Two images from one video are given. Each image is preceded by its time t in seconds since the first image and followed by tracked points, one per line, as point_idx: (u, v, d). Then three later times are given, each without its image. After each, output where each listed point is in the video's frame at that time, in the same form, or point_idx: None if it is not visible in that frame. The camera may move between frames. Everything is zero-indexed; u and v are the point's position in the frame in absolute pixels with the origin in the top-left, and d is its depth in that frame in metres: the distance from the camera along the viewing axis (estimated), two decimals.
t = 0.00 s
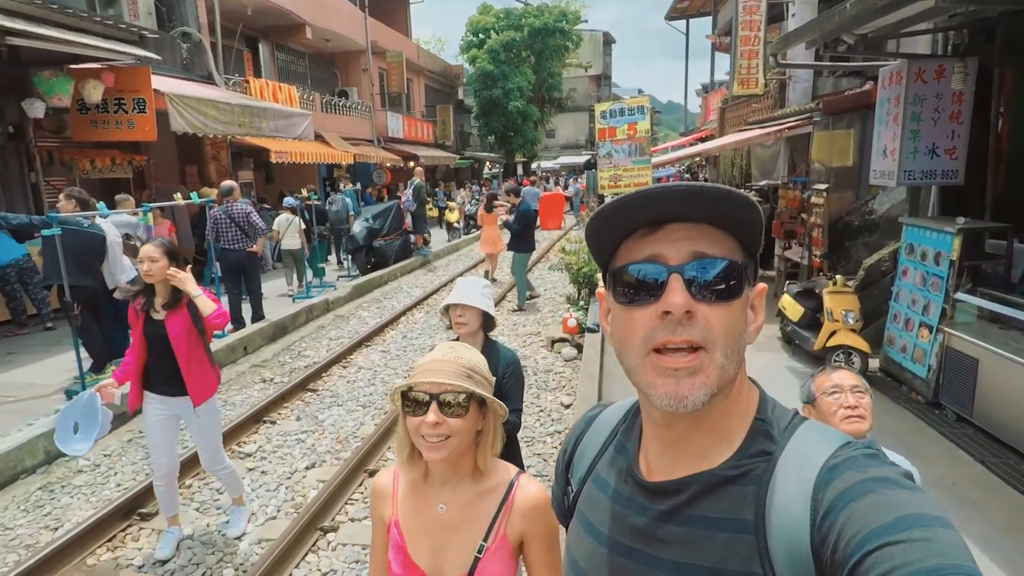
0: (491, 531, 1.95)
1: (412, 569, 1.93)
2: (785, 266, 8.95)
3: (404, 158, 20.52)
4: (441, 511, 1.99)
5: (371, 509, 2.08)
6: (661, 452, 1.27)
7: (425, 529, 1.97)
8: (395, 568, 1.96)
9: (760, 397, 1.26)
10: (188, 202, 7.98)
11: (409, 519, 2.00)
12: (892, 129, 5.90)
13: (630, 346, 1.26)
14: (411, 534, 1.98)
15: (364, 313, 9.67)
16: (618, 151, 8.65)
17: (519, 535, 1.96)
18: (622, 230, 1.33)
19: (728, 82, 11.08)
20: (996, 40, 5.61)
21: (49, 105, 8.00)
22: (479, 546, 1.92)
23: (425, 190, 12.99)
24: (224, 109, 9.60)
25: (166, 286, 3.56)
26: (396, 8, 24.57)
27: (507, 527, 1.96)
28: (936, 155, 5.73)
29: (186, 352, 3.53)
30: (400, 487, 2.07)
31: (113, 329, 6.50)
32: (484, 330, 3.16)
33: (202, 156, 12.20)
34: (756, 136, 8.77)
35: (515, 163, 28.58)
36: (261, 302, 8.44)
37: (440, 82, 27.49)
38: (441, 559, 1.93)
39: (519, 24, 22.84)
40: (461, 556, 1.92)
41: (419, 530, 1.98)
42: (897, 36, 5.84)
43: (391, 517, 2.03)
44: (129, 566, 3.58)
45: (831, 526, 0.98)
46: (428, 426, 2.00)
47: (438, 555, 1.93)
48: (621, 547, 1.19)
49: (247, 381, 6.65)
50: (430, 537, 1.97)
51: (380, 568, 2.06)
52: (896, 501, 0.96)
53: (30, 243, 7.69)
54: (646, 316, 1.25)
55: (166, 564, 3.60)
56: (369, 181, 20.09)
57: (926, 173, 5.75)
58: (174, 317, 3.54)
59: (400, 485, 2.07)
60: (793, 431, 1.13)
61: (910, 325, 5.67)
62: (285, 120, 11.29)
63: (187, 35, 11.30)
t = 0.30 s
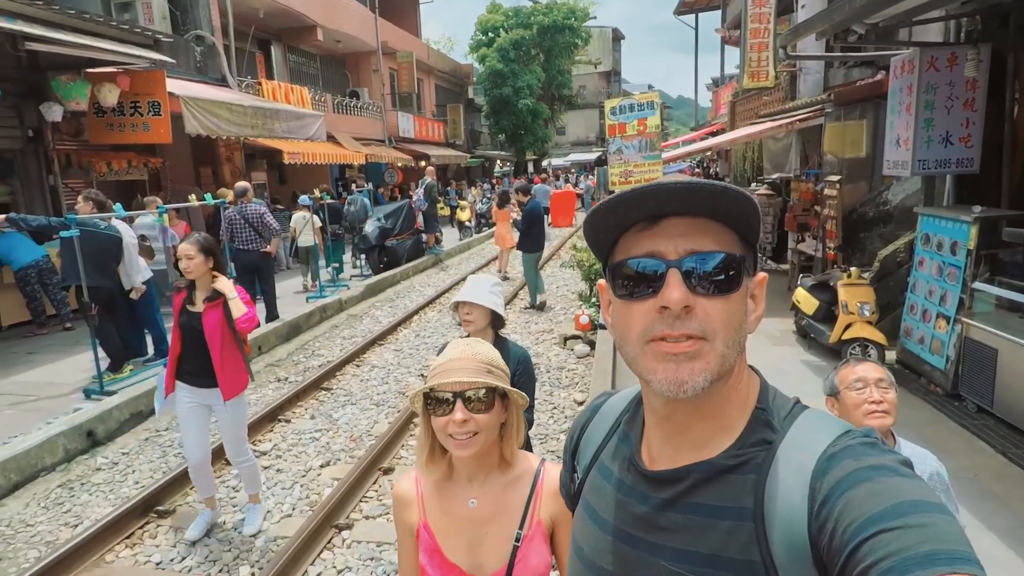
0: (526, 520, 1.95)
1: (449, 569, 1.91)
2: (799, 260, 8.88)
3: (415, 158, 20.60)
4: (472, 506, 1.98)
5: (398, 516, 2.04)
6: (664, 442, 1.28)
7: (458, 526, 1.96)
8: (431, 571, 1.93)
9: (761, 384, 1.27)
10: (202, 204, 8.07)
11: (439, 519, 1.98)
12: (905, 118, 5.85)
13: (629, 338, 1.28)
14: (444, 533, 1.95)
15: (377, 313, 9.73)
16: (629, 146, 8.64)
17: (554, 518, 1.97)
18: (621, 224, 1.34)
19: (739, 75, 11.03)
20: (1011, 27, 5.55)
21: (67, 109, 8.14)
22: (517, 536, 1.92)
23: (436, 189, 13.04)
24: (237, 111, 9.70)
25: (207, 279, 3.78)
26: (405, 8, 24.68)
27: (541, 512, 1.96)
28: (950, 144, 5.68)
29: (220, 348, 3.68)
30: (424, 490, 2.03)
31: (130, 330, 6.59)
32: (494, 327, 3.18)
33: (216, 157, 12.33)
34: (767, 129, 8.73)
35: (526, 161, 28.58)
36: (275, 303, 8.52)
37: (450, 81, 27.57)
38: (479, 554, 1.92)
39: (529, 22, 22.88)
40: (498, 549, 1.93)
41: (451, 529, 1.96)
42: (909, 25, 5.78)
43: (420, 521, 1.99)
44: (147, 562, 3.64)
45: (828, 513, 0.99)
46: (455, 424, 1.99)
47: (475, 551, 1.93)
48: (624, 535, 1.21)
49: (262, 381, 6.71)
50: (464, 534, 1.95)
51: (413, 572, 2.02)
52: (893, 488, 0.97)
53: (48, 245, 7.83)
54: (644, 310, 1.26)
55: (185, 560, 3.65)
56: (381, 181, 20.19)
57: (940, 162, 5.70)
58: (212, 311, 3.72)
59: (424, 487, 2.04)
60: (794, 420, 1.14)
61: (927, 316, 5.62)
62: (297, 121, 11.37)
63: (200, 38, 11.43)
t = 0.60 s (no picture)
0: (539, 519, 1.97)
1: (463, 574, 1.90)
2: (813, 265, 8.82)
3: (428, 164, 20.73)
4: (485, 509, 1.98)
5: (408, 524, 2.02)
6: (671, 439, 1.29)
7: (471, 530, 1.95)
8: None
9: (769, 383, 1.27)
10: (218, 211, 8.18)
11: (452, 524, 1.96)
12: (920, 121, 5.81)
13: (641, 343, 1.29)
14: (457, 537, 1.95)
15: (390, 318, 9.79)
16: (640, 151, 8.66)
17: (565, 518, 2.00)
18: (633, 228, 1.34)
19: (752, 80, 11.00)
20: None
21: (87, 118, 8.29)
22: (533, 535, 1.95)
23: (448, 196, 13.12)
24: (252, 120, 9.82)
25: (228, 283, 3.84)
26: (417, 17, 24.89)
27: (553, 512, 1.99)
28: (966, 147, 5.63)
29: (241, 347, 3.75)
30: (434, 496, 2.02)
31: (148, 335, 6.68)
32: (505, 332, 3.19)
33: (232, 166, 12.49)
34: (780, 133, 8.70)
35: (538, 168, 28.63)
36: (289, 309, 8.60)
37: (462, 89, 27.74)
38: (493, 557, 1.92)
39: (540, 29, 22.99)
40: (512, 550, 1.94)
41: (464, 533, 1.95)
42: (923, 28, 5.76)
43: (431, 527, 1.97)
44: (164, 565, 3.68)
45: (830, 513, 1.00)
46: (465, 432, 2.00)
47: (489, 554, 1.93)
48: (629, 531, 1.22)
49: (277, 386, 6.78)
50: (476, 537, 1.95)
51: None
52: (895, 490, 0.97)
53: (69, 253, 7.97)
54: (657, 315, 1.27)
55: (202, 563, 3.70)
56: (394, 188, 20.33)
57: (956, 165, 5.65)
58: (234, 312, 3.79)
59: (434, 494, 2.02)
60: (801, 419, 1.15)
61: (944, 321, 5.56)
62: (311, 129, 11.49)
63: (217, 49, 11.60)
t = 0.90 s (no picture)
0: (533, 513, 1.98)
1: (457, 566, 1.90)
2: (824, 267, 8.75)
3: (439, 163, 20.78)
4: (479, 503, 1.98)
5: (403, 517, 2.02)
6: (677, 436, 1.29)
7: (465, 524, 1.95)
8: (438, 569, 1.91)
9: (777, 382, 1.27)
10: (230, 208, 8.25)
11: (446, 517, 1.97)
12: (934, 124, 5.75)
13: (651, 340, 1.29)
14: (452, 531, 1.94)
15: (399, 316, 9.82)
16: (651, 152, 8.65)
17: (558, 512, 2.01)
18: (643, 224, 1.34)
19: (764, 80, 10.92)
20: None
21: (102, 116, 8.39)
22: (526, 528, 1.95)
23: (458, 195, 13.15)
24: (264, 118, 9.89)
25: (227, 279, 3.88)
26: (430, 16, 24.94)
27: (546, 507, 2.00)
28: (981, 150, 5.56)
29: (242, 340, 3.80)
30: (429, 489, 2.02)
31: (161, 330, 6.76)
32: (512, 330, 3.20)
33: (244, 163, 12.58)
34: (792, 135, 8.64)
35: (548, 167, 28.61)
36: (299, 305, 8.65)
37: (474, 88, 27.78)
38: (487, 550, 1.92)
39: (552, 28, 22.96)
40: (506, 543, 1.93)
41: (458, 526, 1.95)
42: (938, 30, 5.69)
43: (425, 520, 1.97)
44: (174, 557, 3.72)
45: (836, 514, 1.00)
46: (454, 433, 2.00)
47: (483, 547, 1.92)
48: (635, 527, 1.24)
49: (286, 382, 6.82)
50: (470, 531, 1.95)
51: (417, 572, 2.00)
52: (902, 494, 0.97)
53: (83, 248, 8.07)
54: (667, 313, 1.27)
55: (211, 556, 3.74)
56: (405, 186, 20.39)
57: (970, 169, 5.59)
58: (236, 306, 3.83)
59: (429, 487, 2.03)
60: (808, 418, 1.15)
61: (956, 325, 5.50)
62: (323, 127, 11.56)
63: (231, 47, 11.69)
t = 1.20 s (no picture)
0: (524, 502, 2.00)
1: (449, 552, 1.92)
2: (833, 270, 8.72)
3: (449, 162, 20.83)
4: (472, 491, 1.99)
5: (397, 502, 2.05)
6: (680, 427, 1.31)
7: (458, 511, 1.97)
8: (430, 554, 1.93)
9: (781, 376, 1.28)
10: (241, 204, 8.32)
11: (439, 504, 1.99)
12: (946, 127, 5.72)
13: (651, 334, 1.31)
14: (445, 519, 1.97)
15: (407, 313, 9.87)
16: (660, 153, 8.66)
17: (549, 501, 2.04)
18: (646, 218, 1.34)
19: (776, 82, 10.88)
20: None
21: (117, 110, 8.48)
22: (517, 517, 1.97)
23: (467, 194, 13.19)
24: (276, 114, 9.96)
25: (232, 269, 3.94)
26: (442, 16, 25.00)
27: (538, 496, 2.02)
28: (993, 154, 5.51)
29: (255, 334, 3.87)
30: (424, 477, 2.05)
31: (171, 323, 6.83)
32: (516, 325, 3.21)
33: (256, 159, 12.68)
34: (803, 137, 8.61)
35: (558, 167, 28.60)
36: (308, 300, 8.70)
37: (485, 87, 27.82)
38: (478, 537, 1.94)
39: (565, 29, 22.94)
40: (497, 531, 1.95)
41: (451, 513, 1.97)
42: (952, 32, 5.66)
43: (419, 506, 2.00)
44: (180, 545, 3.76)
45: (838, 509, 1.01)
46: (454, 424, 2.02)
47: (475, 534, 1.95)
48: (636, 519, 1.25)
49: (293, 376, 6.87)
50: (463, 519, 1.97)
51: (409, 556, 2.03)
52: (904, 488, 0.98)
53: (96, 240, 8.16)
54: (667, 307, 1.29)
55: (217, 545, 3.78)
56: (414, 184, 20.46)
57: (982, 173, 5.55)
58: (246, 298, 3.87)
59: (423, 474, 2.05)
60: (812, 412, 1.16)
61: (965, 329, 5.47)
62: (334, 124, 11.62)
63: (244, 43, 11.78)
